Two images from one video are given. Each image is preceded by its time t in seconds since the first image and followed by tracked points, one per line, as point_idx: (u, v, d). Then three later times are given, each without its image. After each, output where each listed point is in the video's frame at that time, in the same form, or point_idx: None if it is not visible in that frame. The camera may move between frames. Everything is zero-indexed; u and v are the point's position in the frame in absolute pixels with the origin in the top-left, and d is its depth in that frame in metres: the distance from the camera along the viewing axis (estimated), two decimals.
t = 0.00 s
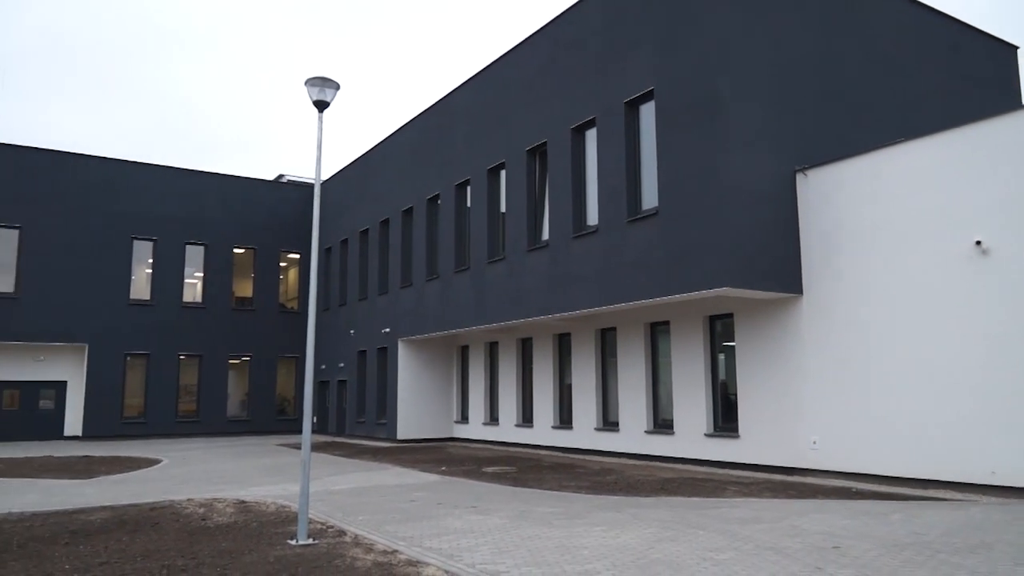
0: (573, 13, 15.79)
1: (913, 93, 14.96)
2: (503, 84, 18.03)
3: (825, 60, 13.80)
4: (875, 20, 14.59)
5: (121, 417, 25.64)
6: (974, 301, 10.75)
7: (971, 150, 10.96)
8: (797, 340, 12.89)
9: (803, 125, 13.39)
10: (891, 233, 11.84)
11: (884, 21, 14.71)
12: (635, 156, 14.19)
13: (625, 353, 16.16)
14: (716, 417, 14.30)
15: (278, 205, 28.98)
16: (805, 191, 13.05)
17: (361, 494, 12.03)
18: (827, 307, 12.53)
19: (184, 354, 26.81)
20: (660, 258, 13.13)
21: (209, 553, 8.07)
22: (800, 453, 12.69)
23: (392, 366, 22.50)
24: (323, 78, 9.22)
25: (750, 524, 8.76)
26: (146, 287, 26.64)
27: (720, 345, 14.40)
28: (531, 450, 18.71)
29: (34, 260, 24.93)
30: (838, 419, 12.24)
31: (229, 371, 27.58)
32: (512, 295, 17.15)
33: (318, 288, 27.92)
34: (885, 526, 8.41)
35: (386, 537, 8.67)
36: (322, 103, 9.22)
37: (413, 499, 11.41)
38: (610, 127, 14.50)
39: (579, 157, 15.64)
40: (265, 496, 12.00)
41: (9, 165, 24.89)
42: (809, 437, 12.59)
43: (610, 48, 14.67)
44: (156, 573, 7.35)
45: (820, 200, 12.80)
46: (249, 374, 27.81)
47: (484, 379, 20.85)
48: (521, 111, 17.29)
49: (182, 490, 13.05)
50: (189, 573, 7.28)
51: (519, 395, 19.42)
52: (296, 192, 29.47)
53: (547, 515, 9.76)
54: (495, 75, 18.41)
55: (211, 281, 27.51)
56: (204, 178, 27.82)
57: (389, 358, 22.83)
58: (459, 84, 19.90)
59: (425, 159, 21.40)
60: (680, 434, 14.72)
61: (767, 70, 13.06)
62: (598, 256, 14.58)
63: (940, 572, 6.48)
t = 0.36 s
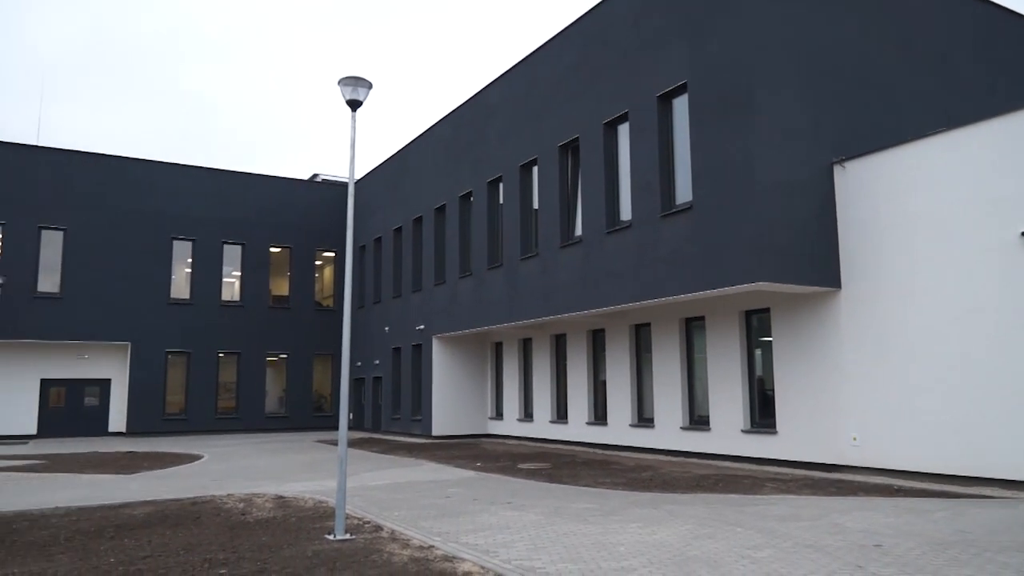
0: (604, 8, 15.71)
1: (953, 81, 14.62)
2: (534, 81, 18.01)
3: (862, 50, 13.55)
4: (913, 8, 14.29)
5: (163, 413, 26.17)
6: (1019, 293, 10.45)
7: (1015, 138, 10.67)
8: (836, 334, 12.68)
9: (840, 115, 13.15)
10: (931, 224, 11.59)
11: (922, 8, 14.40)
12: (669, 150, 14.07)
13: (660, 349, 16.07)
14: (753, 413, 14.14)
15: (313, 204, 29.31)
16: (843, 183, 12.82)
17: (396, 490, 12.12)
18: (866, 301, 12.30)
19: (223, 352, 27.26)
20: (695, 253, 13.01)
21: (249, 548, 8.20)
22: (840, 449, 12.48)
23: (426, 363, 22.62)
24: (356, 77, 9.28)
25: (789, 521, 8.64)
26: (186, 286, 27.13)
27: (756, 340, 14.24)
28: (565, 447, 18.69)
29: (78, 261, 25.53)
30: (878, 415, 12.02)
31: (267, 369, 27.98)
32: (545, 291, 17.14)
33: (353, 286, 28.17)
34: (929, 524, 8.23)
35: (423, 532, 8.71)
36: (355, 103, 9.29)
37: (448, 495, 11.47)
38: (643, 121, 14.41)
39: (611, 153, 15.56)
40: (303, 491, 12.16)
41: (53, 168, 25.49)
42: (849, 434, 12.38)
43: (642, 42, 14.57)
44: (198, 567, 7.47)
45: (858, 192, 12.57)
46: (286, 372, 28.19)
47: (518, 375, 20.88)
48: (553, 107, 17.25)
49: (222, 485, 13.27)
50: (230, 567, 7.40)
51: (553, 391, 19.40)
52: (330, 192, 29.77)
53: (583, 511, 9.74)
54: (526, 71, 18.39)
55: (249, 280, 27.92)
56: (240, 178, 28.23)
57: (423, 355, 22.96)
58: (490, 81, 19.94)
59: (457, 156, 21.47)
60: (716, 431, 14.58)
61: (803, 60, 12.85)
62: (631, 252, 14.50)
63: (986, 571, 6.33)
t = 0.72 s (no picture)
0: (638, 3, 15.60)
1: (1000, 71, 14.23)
2: (568, 78, 17.95)
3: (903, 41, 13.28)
4: None
5: (203, 411, 26.64)
6: None
7: None
8: (877, 332, 12.43)
9: (880, 108, 12.90)
10: (974, 217, 11.31)
11: None
12: (705, 145, 13.92)
13: (696, 347, 15.92)
14: (792, 412, 13.94)
15: (349, 204, 29.59)
16: (884, 177, 12.57)
17: (432, 488, 12.19)
18: (907, 298, 12.04)
19: (261, 350, 27.66)
20: (731, 250, 12.86)
21: (288, 544, 8.31)
22: (882, 448, 12.24)
23: (461, 361, 22.69)
24: (390, 77, 9.34)
25: (829, 522, 8.51)
26: (225, 286, 27.58)
27: (794, 338, 14.02)
28: (601, 445, 18.62)
29: (121, 261, 26.11)
30: (920, 414, 11.76)
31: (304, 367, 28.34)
32: (579, 289, 17.08)
33: (388, 284, 28.39)
34: (975, 526, 8.03)
35: (459, 530, 8.75)
36: (390, 103, 9.34)
37: (483, 493, 11.50)
38: (678, 116, 14.27)
39: (646, 149, 15.45)
40: (340, 488, 12.29)
41: (97, 171, 26.09)
42: (891, 433, 12.14)
43: (677, 37, 14.43)
44: (238, 561, 7.60)
45: (899, 187, 12.31)
46: (323, 370, 28.51)
47: (552, 373, 20.87)
48: (587, 104, 17.20)
49: (261, 482, 13.46)
50: (269, 563, 7.50)
51: (588, 390, 19.34)
52: (365, 192, 30.00)
53: (619, 510, 9.69)
54: (559, 68, 18.35)
55: (286, 279, 28.29)
56: (277, 179, 28.60)
57: (458, 353, 23.04)
58: (523, 79, 19.94)
59: (490, 155, 21.50)
60: (754, 430, 14.40)
61: (842, 52, 12.62)
62: (666, 249, 14.39)
63: None
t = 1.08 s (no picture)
0: None
1: None
2: (601, 77, 17.88)
3: (944, 31, 12.99)
4: None
5: (246, 414, 27.09)
6: None
7: None
8: (923, 328, 12.13)
9: (922, 100, 12.63)
10: None
11: None
12: (741, 142, 13.77)
13: (735, 347, 15.74)
14: (834, 411, 13.70)
15: (385, 208, 29.85)
16: (927, 170, 12.29)
17: (471, 489, 12.23)
18: (954, 292, 11.74)
19: (301, 354, 28.04)
20: (770, 247, 12.68)
21: (329, 545, 8.41)
22: (929, 448, 11.95)
23: (498, 362, 22.71)
24: (424, 81, 9.40)
25: (875, 523, 8.34)
26: (265, 291, 28.02)
27: (836, 336, 13.78)
28: (639, 446, 18.51)
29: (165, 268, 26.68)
30: (970, 412, 11.44)
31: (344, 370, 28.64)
32: (616, 289, 17.00)
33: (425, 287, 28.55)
34: None
35: (498, 531, 8.77)
36: (424, 106, 9.40)
37: (522, 494, 11.51)
38: (713, 113, 14.14)
39: (681, 147, 15.32)
40: (381, 490, 12.39)
41: (141, 180, 26.70)
42: (939, 432, 11.83)
43: (711, 33, 14.30)
44: (282, 562, 7.71)
45: (943, 179, 12.02)
46: (362, 373, 28.79)
47: (590, 374, 20.80)
48: (620, 103, 17.13)
49: (303, 483, 13.65)
50: (311, 563, 7.60)
51: (625, 390, 19.24)
52: (401, 195, 30.23)
53: (659, 511, 9.62)
54: (592, 68, 18.30)
55: (325, 284, 28.63)
56: (315, 184, 28.98)
57: (495, 355, 23.07)
58: (557, 79, 19.91)
59: (525, 156, 21.52)
60: (796, 430, 14.18)
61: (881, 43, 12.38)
62: (703, 247, 14.26)
63: None
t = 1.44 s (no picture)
0: None
1: None
2: (629, 75, 17.81)
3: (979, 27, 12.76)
4: None
5: (276, 413, 27.39)
6: None
7: None
8: (958, 330, 11.90)
9: (956, 97, 12.42)
10: None
11: None
12: (770, 141, 13.63)
13: (765, 348, 15.58)
14: (866, 413, 13.51)
15: (413, 209, 30.00)
16: (962, 169, 12.07)
17: (498, 489, 12.25)
18: (990, 293, 11.50)
19: (330, 354, 28.29)
20: (801, 246, 12.53)
21: (358, 543, 8.48)
22: (964, 452, 11.72)
23: (526, 363, 22.70)
24: (451, 82, 9.43)
25: (908, 527, 8.21)
26: (295, 291, 28.30)
27: (868, 337, 13.60)
28: (667, 447, 18.39)
29: (197, 269, 27.07)
30: (1006, 415, 11.20)
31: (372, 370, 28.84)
32: (643, 290, 16.93)
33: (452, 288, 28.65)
34: None
35: (526, 532, 8.77)
36: (451, 107, 9.43)
37: (549, 494, 11.50)
38: (742, 112, 14.02)
39: (710, 147, 15.21)
40: (409, 489, 12.45)
41: (173, 182, 27.11)
42: (974, 436, 11.59)
43: (740, 31, 14.18)
44: (311, 560, 7.79)
45: (979, 179, 11.79)
46: (390, 373, 28.97)
47: (617, 375, 20.72)
48: (648, 102, 17.05)
49: (332, 482, 13.77)
50: (340, 562, 7.66)
51: (653, 391, 19.13)
52: (429, 196, 30.37)
53: (687, 512, 9.56)
54: (620, 68, 18.23)
55: (353, 284, 28.85)
56: (343, 186, 29.21)
57: (522, 355, 23.06)
58: (584, 79, 19.86)
59: (552, 156, 21.50)
60: (827, 432, 14.01)
61: (915, 40, 12.19)
62: (732, 247, 14.13)
63: None
